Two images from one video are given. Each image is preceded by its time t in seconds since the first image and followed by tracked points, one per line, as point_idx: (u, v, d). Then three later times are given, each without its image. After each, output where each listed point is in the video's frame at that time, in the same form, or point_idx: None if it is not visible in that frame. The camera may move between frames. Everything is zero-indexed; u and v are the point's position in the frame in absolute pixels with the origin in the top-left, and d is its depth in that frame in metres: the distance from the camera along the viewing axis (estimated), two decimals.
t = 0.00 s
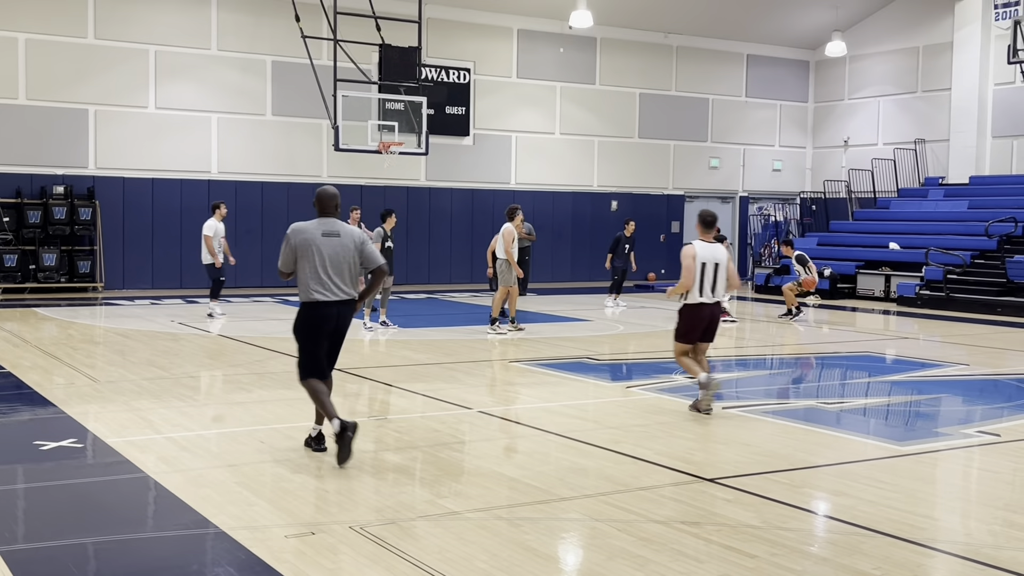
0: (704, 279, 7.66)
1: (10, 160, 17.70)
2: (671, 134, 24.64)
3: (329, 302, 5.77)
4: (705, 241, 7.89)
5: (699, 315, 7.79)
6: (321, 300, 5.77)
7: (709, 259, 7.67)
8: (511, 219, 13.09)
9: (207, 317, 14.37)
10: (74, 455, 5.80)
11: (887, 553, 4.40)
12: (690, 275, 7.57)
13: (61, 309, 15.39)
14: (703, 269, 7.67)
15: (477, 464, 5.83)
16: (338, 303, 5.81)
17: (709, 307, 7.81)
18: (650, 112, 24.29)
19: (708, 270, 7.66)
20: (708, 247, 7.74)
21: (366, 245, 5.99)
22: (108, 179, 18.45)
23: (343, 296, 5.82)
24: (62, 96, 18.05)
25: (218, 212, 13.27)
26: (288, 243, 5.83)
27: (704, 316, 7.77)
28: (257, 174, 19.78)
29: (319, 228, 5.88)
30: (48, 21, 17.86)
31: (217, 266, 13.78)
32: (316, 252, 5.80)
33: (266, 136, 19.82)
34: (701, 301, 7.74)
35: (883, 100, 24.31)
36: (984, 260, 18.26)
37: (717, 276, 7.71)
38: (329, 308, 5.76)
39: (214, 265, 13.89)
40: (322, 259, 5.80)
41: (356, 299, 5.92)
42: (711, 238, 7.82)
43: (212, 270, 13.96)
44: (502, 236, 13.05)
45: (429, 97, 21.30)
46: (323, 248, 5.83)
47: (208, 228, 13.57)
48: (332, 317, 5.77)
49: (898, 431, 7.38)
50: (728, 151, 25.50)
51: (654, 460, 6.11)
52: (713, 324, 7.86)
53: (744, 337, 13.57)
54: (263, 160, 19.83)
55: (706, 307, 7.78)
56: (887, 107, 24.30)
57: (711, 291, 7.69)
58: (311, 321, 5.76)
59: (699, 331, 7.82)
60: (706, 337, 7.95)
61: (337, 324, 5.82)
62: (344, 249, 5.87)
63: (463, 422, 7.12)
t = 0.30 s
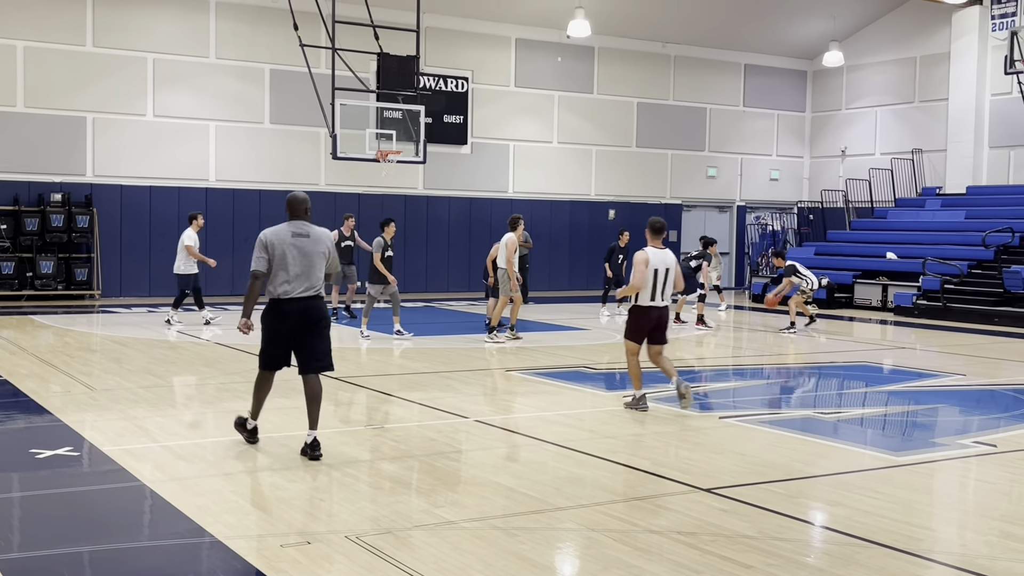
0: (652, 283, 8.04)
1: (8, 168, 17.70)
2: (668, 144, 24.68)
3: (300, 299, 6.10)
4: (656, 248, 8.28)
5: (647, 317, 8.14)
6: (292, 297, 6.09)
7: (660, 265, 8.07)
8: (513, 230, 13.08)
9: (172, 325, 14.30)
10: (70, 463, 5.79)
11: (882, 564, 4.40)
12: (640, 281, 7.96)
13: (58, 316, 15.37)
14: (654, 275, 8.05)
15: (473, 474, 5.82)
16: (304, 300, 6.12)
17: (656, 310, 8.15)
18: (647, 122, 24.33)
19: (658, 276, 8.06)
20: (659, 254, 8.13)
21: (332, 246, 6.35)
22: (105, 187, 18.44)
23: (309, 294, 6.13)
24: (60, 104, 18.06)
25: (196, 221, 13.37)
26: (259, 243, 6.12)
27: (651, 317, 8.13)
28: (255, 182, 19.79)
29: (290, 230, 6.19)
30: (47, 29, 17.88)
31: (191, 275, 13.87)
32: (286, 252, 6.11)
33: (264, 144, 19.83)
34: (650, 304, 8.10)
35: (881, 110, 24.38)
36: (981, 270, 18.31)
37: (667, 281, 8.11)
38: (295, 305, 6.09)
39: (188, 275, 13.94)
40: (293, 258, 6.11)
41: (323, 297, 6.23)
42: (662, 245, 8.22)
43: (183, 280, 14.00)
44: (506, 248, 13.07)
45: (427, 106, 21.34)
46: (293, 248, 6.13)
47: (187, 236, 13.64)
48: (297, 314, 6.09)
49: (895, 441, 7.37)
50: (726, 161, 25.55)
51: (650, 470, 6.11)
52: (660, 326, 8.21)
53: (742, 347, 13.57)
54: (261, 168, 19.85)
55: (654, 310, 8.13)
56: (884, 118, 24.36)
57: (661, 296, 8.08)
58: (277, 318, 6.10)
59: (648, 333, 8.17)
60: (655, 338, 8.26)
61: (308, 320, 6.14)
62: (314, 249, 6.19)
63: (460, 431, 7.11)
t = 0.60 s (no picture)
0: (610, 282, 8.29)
1: (7, 173, 17.71)
2: (668, 151, 24.73)
3: (275, 302, 6.45)
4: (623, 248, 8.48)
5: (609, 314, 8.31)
6: (267, 301, 6.43)
7: (618, 266, 8.29)
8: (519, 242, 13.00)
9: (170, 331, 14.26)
10: (69, 468, 5.79)
11: (881, 570, 4.40)
12: (595, 279, 8.24)
13: (57, 322, 15.36)
14: (612, 275, 8.29)
15: (473, 479, 5.82)
16: (277, 302, 6.47)
17: (618, 308, 8.32)
18: (646, 129, 24.36)
19: (616, 276, 8.28)
20: (621, 255, 8.36)
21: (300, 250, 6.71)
22: (104, 192, 18.44)
23: (283, 296, 6.49)
24: (60, 109, 18.09)
25: (171, 225, 13.49)
26: (233, 247, 6.40)
27: (612, 316, 8.29)
28: (255, 188, 19.80)
29: (261, 235, 6.50)
30: (47, 34, 17.90)
31: (170, 280, 13.90)
32: (260, 256, 6.43)
33: (263, 149, 19.85)
34: (611, 303, 8.31)
35: (880, 118, 24.43)
36: (980, 278, 18.31)
37: (627, 281, 8.30)
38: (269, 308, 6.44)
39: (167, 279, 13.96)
40: (268, 264, 6.44)
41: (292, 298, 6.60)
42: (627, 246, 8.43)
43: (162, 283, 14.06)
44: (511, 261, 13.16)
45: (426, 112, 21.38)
46: (266, 252, 6.46)
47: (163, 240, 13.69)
48: (272, 316, 6.45)
49: (894, 448, 7.38)
50: (725, 168, 25.59)
51: (649, 476, 6.11)
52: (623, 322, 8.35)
53: (741, 353, 13.58)
54: (260, 174, 19.86)
55: (615, 309, 8.32)
56: (882, 126, 24.42)
57: (620, 295, 8.29)
58: (252, 319, 6.42)
59: (612, 332, 8.32)
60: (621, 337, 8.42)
61: (280, 322, 6.50)
62: (286, 255, 6.53)
63: (459, 437, 7.11)
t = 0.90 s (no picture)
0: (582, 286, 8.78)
1: (5, 176, 17.71)
2: (666, 157, 24.76)
3: (256, 304, 6.67)
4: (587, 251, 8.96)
5: (579, 318, 8.86)
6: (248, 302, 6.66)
7: (587, 269, 8.80)
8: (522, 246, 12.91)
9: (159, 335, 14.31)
10: (66, 471, 5.79)
11: None
12: (569, 284, 8.72)
13: (55, 325, 15.34)
14: (582, 279, 8.79)
15: (470, 484, 5.82)
16: (261, 304, 6.69)
17: (588, 311, 8.87)
18: (645, 135, 24.39)
19: (586, 280, 8.80)
20: (587, 259, 8.85)
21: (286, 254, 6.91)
22: (103, 195, 18.44)
23: (266, 298, 6.71)
24: (58, 112, 18.09)
25: (144, 227, 13.60)
26: (218, 252, 6.66)
27: (583, 317, 8.85)
28: (253, 192, 19.81)
29: (245, 240, 6.74)
30: (46, 37, 17.90)
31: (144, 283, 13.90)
32: (243, 261, 6.67)
33: (261, 153, 19.86)
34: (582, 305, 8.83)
35: (878, 125, 24.48)
36: (978, 285, 18.33)
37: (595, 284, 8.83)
38: (253, 309, 6.65)
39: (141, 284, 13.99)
40: (250, 267, 6.67)
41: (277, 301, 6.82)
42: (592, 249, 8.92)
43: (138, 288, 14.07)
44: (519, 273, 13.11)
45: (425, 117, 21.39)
46: (250, 256, 6.69)
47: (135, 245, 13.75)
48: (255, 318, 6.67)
49: (891, 454, 7.38)
50: (723, 173, 25.63)
51: (647, 481, 6.11)
52: (592, 324, 8.93)
53: (739, 359, 13.59)
54: (258, 178, 19.87)
55: (585, 310, 8.85)
56: (880, 133, 24.47)
57: (590, 297, 8.82)
58: (237, 321, 6.65)
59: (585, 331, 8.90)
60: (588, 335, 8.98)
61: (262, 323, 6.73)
62: (269, 258, 6.75)
63: (457, 442, 7.11)
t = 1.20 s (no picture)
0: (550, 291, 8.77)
1: (4, 178, 17.70)
2: (665, 161, 24.78)
3: (247, 299, 7.10)
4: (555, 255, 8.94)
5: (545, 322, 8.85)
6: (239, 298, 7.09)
7: (557, 274, 8.78)
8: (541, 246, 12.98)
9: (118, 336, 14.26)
10: (64, 473, 5.79)
11: None
12: (537, 289, 8.69)
13: (53, 327, 15.33)
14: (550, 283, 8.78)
15: (469, 487, 5.82)
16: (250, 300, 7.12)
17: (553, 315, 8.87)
18: (644, 140, 24.42)
19: (555, 284, 8.79)
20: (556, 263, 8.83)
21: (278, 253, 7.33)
22: (102, 197, 18.44)
23: (255, 295, 7.13)
24: (57, 114, 18.09)
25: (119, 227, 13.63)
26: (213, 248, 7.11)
27: (551, 321, 8.84)
28: (252, 195, 19.81)
29: (239, 237, 7.17)
30: (47, 39, 17.91)
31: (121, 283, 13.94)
32: (235, 257, 7.10)
33: (260, 156, 19.86)
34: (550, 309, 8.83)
35: (877, 130, 24.50)
36: (976, 290, 18.33)
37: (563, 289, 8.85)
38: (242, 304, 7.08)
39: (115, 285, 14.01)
40: (242, 265, 7.10)
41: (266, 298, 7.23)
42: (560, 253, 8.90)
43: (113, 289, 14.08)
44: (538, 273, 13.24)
45: (425, 121, 21.39)
46: (242, 253, 7.12)
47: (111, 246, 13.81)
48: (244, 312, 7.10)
49: (889, 458, 7.38)
50: (722, 178, 25.65)
51: (645, 485, 6.11)
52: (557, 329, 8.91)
53: (738, 363, 13.59)
54: (257, 180, 19.86)
55: (553, 314, 8.85)
56: (879, 138, 24.49)
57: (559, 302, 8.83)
58: (227, 314, 7.09)
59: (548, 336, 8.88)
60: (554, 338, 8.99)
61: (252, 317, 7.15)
62: (261, 257, 7.16)
63: (455, 445, 7.10)
